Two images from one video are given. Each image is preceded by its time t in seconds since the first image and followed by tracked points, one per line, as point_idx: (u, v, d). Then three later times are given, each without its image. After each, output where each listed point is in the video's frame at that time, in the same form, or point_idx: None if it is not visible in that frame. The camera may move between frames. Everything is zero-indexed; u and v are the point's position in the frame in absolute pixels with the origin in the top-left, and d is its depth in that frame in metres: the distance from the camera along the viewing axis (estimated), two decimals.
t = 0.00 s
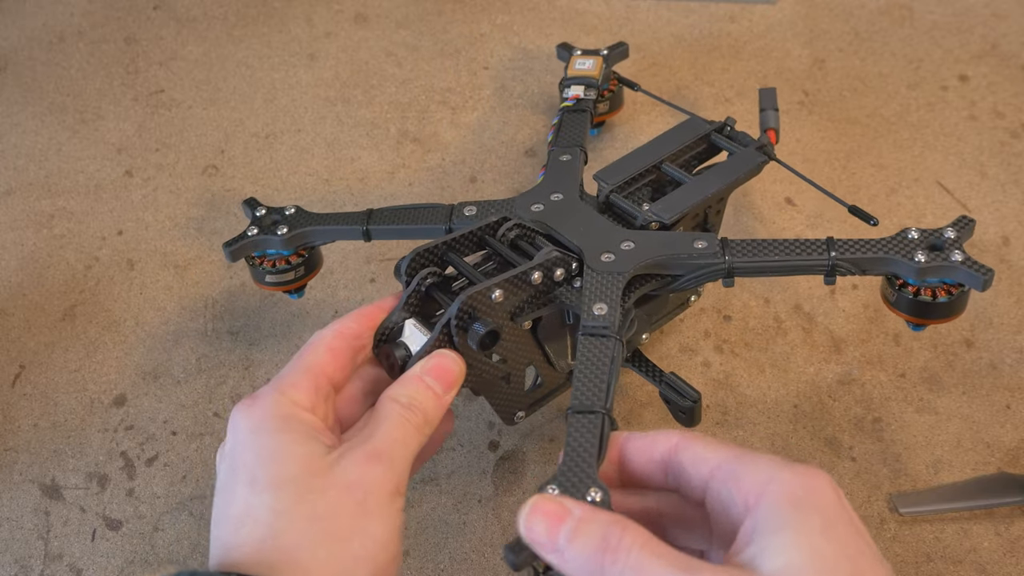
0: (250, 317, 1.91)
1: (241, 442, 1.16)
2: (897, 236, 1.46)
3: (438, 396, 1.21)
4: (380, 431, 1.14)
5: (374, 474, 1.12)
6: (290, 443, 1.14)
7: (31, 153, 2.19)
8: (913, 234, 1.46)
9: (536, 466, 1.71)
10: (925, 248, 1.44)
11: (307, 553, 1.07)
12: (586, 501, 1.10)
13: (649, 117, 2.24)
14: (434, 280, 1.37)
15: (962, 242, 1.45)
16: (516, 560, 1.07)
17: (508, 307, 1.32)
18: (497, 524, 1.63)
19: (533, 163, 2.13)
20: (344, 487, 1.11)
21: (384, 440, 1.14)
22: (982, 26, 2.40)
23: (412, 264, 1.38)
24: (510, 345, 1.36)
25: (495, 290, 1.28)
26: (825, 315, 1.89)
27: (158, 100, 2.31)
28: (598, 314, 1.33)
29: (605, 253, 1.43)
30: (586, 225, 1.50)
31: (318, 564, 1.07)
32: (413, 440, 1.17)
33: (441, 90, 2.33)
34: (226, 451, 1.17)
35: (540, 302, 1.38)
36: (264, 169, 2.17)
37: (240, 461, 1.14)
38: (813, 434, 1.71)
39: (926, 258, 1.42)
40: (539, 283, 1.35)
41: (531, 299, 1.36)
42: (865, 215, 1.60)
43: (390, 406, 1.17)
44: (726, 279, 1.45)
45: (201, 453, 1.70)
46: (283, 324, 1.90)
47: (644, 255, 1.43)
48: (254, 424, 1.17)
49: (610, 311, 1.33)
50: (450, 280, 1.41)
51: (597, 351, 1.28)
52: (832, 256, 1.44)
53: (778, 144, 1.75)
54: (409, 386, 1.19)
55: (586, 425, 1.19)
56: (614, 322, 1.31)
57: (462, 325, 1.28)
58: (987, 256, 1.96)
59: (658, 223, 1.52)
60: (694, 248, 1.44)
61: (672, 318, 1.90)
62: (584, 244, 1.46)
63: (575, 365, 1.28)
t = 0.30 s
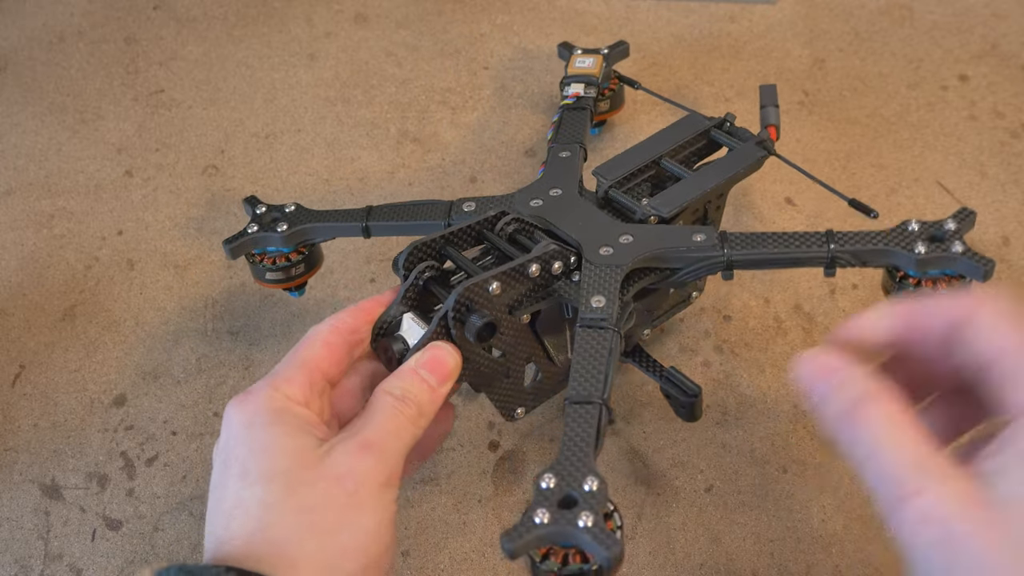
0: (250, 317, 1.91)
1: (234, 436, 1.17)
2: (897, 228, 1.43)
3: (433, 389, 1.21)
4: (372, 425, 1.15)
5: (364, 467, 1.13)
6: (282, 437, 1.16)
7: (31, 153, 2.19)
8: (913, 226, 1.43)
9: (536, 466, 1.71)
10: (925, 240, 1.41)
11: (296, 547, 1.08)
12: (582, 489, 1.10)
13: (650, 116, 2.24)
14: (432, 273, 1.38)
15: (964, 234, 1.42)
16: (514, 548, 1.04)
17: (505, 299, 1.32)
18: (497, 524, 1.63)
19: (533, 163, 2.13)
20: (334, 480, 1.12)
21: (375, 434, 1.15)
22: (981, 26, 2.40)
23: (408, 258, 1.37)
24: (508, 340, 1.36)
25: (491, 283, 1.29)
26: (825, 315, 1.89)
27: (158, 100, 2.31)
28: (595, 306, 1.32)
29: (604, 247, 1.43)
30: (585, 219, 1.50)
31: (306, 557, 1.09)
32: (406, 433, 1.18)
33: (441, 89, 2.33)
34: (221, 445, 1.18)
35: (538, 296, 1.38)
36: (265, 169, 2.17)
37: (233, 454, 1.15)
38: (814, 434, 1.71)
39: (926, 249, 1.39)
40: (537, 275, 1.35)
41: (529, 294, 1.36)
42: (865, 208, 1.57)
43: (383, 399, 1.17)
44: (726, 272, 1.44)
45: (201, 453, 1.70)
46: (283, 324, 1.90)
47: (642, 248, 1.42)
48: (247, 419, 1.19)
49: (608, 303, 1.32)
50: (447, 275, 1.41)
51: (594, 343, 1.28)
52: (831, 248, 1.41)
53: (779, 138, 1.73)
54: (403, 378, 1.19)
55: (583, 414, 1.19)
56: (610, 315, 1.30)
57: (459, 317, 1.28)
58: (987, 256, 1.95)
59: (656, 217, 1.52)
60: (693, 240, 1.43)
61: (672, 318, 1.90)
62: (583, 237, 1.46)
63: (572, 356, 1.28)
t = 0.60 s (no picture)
0: (250, 318, 1.91)
1: (203, 407, 1.17)
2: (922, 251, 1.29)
3: (410, 375, 1.19)
4: (342, 406, 1.14)
5: (327, 449, 1.11)
6: (250, 411, 1.15)
7: (31, 153, 2.19)
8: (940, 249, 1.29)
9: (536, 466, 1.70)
10: (951, 264, 1.26)
11: (245, 525, 1.05)
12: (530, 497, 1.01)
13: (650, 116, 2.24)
14: (427, 259, 1.36)
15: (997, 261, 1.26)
16: (448, 547, 0.97)
17: (495, 292, 1.29)
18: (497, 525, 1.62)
19: (533, 163, 2.13)
20: (293, 459, 1.10)
21: (343, 415, 1.13)
22: (981, 26, 2.40)
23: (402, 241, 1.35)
24: (497, 331, 1.35)
25: (479, 273, 1.26)
26: (825, 315, 1.89)
27: (158, 100, 2.31)
28: (585, 306, 1.24)
29: (606, 246, 1.36)
30: (592, 214, 1.44)
31: (254, 536, 1.05)
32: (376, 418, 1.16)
33: (441, 89, 2.33)
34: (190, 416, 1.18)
35: (533, 291, 1.35)
36: (265, 168, 2.17)
37: (199, 425, 1.14)
38: (814, 434, 1.71)
39: (949, 275, 1.24)
40: (530, 269, 1.31)
41: (524, 288, 1.33)
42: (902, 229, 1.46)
43: (357, 382, 1.16)
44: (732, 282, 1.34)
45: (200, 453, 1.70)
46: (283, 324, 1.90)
47: (645, 251, 1.35)
48: (217, 391, 1.18)
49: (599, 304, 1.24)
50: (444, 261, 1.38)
51: (577, 344, 1.20)
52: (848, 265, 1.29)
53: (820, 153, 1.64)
54: (380, 363, 1.18)
55: (547, 419, 1.11)
56: (598, 316, 1.22)
57: (443, 303, 1.26)
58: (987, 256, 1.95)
59: (668, 220, 1.45)
60: (700, 247, 1.34)
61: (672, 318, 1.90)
62: (587, 233, 1.40)
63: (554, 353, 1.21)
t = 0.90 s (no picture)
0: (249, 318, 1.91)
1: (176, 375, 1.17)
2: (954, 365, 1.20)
3: (391, 360, 1.16)
4: (313, 392, 1.11)
5: (291, 433, 1.10)
6: (220, 387, 1.14)
7: (31, 153, 2.19)
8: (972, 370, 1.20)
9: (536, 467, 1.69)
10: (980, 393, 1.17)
11: (197, 503, 1.05)
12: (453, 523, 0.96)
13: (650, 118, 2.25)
14: (438, 245, 1.29)
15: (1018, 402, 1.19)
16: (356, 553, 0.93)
17: (492, 293, 1.25)
18: (497, 525, 1.61)
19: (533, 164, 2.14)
20: (256, 441, 1.09)
21: (314, 401, 1.11)
22: (981, 26, 2.40)
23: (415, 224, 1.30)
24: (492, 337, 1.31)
25: (480, 276, 1.22)
26: (825, 315, 1.89)
27: (158, 100, 2.31)
28: (580, 336, 1.17)
29: (623, 277, 1.28)
30: (621, 244, 1.35)
31: (206, 515, 1.05)
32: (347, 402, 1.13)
33: (440, 90, 2.33)
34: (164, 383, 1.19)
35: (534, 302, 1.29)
36: (265, 169, 2.17)
37: (170, 396, 1.14)
38: (814, 434, 1.71)
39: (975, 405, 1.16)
40: (536, 282, 1.26)
41: (526, 298, 1.28)
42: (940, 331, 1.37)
43: (336, 364, 1.13)
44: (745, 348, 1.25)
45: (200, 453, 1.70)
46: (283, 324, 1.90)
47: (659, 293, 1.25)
48: (192, 360, 1.18)
49: (595, 337, 1.17)
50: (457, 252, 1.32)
51: (559, 372, 1.13)
52: (874, 362, 1.20)
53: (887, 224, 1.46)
54: (361, 346, 1.15)
55: (505, 443, 1.04)
56: (589, 350, 1.15)
57: (437, 297, 1.22)
58: (987, 256, 1.95)
59: (699, 264, 1.32)
60: (719, 302, 1.24)
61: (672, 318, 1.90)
62: (609, 264, 1.31)
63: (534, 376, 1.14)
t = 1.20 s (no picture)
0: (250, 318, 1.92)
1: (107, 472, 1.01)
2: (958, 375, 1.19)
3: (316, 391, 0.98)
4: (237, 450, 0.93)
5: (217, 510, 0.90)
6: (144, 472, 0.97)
7: (30, 153, 2.19)
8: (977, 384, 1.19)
9: (536, 467, 1.67)
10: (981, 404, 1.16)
11: None
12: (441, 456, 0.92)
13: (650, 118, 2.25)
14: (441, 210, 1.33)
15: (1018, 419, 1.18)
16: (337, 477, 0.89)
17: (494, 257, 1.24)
18: (497, 525, 1.61)
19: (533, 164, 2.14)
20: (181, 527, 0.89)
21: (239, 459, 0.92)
22: (981, 26, 2.40)
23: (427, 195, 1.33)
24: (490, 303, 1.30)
25: (483, 236, 1.22)
26: (825, 315, 1.89)
27: (158, 100, 2.31)
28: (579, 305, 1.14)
29: (626, 256, 1.24)
30: (626, 224, 1.31)
31: None
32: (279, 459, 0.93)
33: (441, 90, 2.33)
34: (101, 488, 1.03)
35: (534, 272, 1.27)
36: (265, 169, 2.17)
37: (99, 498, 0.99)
38: (814, 434, 1.71)
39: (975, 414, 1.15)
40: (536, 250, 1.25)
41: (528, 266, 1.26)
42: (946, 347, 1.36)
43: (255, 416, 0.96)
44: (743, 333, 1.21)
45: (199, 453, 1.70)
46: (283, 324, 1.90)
47: (658, 272, 1.22)
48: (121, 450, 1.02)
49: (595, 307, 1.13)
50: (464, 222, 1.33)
51: (558, 336, 1.08)
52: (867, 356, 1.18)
53: (887, 249, 1.40)
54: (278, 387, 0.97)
55: (492, 389, 1.00)
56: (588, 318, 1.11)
57: (437, 253, 1.22)
58: (987, 256, 1.96)
59: (700, 253, 1.30)
60: (718, 287, 1.19)
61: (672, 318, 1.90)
62: (613, 241, 1.28)
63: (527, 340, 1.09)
